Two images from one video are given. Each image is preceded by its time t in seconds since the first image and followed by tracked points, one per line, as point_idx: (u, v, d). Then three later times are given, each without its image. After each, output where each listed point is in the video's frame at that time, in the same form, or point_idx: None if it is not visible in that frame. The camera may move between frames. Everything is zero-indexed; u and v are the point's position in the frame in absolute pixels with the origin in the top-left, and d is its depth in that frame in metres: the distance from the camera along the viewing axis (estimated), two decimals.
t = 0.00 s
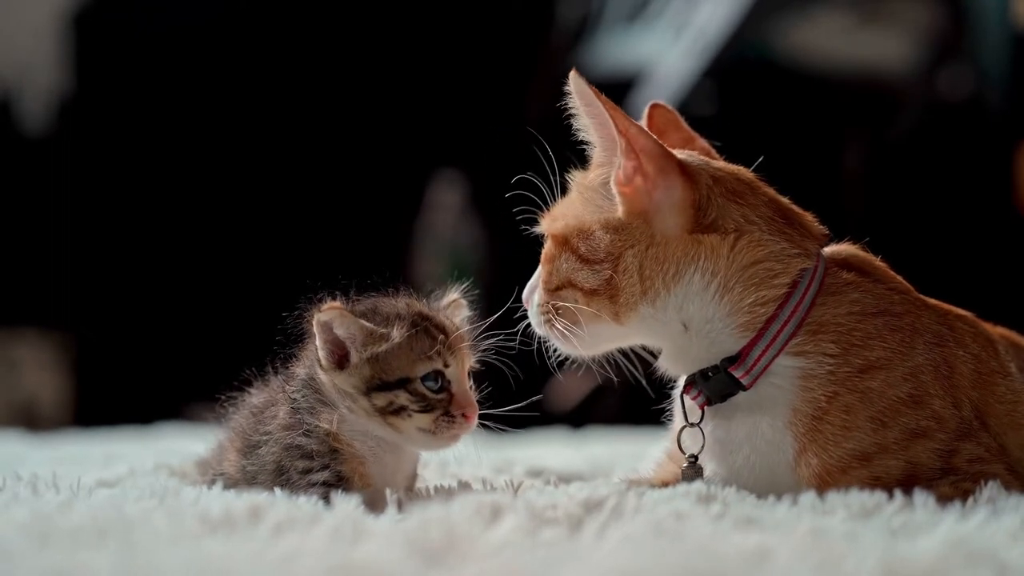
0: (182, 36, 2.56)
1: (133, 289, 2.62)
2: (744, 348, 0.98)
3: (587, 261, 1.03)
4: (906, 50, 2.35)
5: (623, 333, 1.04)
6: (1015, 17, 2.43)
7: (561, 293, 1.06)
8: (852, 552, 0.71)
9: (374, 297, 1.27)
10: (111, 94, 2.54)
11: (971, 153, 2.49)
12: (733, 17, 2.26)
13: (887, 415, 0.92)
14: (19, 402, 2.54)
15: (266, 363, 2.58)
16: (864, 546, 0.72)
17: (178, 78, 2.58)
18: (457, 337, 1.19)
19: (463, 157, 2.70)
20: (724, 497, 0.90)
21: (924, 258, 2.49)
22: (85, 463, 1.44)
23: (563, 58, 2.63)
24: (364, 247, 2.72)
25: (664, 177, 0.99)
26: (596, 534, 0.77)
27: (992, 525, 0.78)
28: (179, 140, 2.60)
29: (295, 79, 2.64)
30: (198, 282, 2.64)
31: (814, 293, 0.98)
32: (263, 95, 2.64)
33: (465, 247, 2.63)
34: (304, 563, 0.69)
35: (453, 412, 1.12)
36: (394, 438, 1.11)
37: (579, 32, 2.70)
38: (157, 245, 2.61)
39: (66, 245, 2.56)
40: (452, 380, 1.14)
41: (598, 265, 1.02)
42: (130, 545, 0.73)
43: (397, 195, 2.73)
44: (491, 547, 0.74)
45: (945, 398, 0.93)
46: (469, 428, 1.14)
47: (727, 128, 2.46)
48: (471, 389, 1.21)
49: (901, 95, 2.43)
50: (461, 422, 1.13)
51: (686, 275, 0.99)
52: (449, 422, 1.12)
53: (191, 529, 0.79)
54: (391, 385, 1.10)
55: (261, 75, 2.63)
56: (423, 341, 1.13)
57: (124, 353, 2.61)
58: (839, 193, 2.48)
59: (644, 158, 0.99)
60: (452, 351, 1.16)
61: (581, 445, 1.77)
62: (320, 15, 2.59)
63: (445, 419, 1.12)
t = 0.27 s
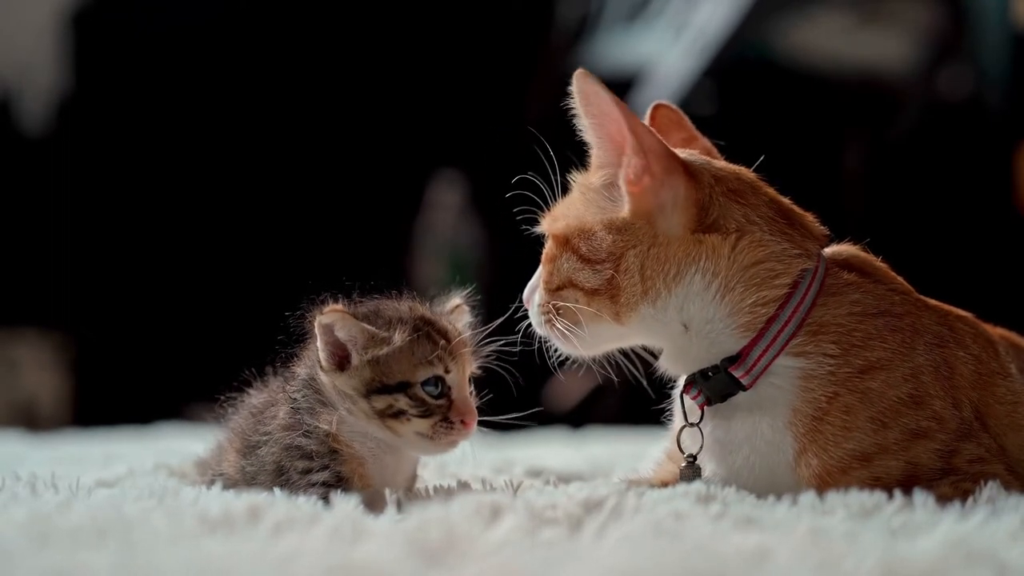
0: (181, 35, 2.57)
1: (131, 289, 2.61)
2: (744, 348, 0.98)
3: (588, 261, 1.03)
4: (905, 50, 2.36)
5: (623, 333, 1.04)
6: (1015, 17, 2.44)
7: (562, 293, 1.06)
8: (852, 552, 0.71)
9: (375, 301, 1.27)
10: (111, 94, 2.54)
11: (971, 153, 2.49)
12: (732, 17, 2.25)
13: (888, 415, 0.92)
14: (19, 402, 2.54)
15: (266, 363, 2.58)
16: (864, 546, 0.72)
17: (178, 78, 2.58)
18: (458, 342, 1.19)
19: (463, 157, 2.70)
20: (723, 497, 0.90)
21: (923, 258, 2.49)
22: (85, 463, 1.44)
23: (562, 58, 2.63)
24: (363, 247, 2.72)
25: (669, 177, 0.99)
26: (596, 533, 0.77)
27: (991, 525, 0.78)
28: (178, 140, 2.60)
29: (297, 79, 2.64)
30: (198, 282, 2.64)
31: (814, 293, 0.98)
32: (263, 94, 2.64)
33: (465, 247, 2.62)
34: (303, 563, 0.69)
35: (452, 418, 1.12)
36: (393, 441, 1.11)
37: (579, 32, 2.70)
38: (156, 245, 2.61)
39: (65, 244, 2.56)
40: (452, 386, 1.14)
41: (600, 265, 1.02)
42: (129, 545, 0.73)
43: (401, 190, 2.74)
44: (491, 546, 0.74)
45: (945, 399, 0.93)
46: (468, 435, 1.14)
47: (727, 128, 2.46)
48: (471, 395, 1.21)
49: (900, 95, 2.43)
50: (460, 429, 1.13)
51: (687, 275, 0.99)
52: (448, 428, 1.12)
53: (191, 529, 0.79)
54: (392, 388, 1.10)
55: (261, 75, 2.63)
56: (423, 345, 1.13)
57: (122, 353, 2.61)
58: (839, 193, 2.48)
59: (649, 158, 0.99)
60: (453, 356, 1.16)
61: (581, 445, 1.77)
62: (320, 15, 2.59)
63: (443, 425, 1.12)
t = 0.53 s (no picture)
0: (180, 34, 2.56)
1: (130, 289, 2.61)
2: (744, 347, 0.98)
3: (591, 263, 1.02)
4: (904, 49, 2.37)
5: (626, 335, 1.03)
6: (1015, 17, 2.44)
7: (565, 297, 1.05)
8: (852, 552, 0.71)
9: (383, 305, 1.28)
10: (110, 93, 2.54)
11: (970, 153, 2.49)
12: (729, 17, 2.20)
13: (888, 416, 0.92)
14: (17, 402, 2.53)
15: (264, 363, 2.58)
16: (865, 546, 0.72)
17: (178, 78, 2.59)
18: (463, 354, 1.19)
19: (463, 157, 2.70)
20: (723, 497, 0.90)
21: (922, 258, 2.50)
22: (85, 463, 1.44)
23: (562, 58, 2.63)
24: (363, 247, 2.72)
25: (676, 177, 0.99)
26: (595, 534, 0.77)
27: (991, 525, 0.78)
28: (179, 140, 2.60)
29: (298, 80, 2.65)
30: (197, 281, 2.64)
31: (816, 294, 0.98)
32: (263, 95, 2.64)
33: (463, 244, 2.61)
34: (302, 562, 0.70)
35: (448, 431, 1.13)
36: (391, 447, 1.12)
37: (579, 32, 2.70)
38: (156, 244, 2.61)
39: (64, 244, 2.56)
40: (452, 400, 1.15)
41: (603, 266, 1.01)
42: (129, 544, 0.73)
43: (399, 192, 2.74)
44: (490, 546, 0.73)
45: (945, 399, 0.93)
46: (464, 449, 1.15)
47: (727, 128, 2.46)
48: (471, 409, 1.21)
49: (899, 96, 2.44)
50: (456, 443, 1.13)
51: (688, 274, 0.99)
52: (442, 441, 1.12)
53: (191, 528, 0.79)
54: (390, 398, 1.12)
55: (261, 75, 2.63)
56: (425, 357, 1.13)
57: (121, 353, 2.61)
58: (839, 194, 2.49)
59: (660, 157, 0.98)
60: (455, 370, 1.16)
61: (580, 445, 1.77)
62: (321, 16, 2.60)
63: (439, 438, 1.13)
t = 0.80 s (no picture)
0: (180, 34, 2.56)
1: (130, 289, 2.60)
2: (748, 351, 0.97)
3: (616, 286, 0.96)
4: (904, 49, 2.37)
5: (649, 354, 0.98)
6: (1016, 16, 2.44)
7: (589, 326, 0.98)
8: (852, 552, 0.71)
9: (390, 307, 1.29)
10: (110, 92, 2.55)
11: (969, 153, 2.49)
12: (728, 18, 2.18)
13: (888, 417, 0.92)
14: (17, 402, 2.53)
15: (264, 363, 2.58)
16: (864, 545, 0.73)
17: (178, 78, 2.59)
18: (465, 361, 1.18)
19: (463, 157, 2.70)
20: (723, 497, 0.90)
21: (922, 258, 2.50)
22: (85, 463, 1.44)
23: (561, 59, 2.63)
24: (363, 247, 2.71)
25: (695, 178, 0.96)
26: (595, 534, 0.77)
27: (992, 525, 0.78)
28: (179, 140, 2.60)
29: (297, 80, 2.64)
30: (197, 282, 2.64)
31: (818, 295, 0.98)
32: (263, 95, 2.64)
33: (463, 243, 2.60)
34: (302, 562, 0.70)
35: (447, 438, 1.13)
36: (390, 451, 1.13)
37: (579, 31, 2.69)
38: (156, 245, 2.61)
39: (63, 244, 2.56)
40: (452, 407, 1.15)
41: (632, 286, 0.95)
42: (128, 545, 0.73)
43: (398, 196, 2.73)
44: (489, 547, 0.74)
45: (945, 400, 0.93)
46: (463, 455, 1.15)
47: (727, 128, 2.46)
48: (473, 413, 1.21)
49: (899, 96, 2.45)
50: (454, 450, 1.14)
51: (712, 282, 0.96)
52: (441, 448, 1.13)
53: (191, 529, 0.78)
54: (389, 403, 1.12)
55: (261, 74, 2.63)
56: (426, 363, 1.14)
57: (122, 353, 2.61)
58: (839, 194, 2.49)
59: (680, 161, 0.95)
60: (456, 377, 1.16)
61: (580, 445, 1.77)
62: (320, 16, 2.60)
63: (438, 443, 1.13)
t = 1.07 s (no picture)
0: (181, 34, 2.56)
1: (130, 289, 2.60)
2: (767, 361, 0.92)
3: (675, 295, 0.87)
4: (904, 49, 2.36)
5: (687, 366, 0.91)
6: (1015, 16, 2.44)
7: (635, 339, 0.88)
8: (852, 551, 0.71)
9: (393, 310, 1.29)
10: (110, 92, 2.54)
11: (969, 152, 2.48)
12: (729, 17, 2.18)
13: (892, 423, 0.90)
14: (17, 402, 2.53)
15: (263, 363, 2.58)
16: (864, 545, 0.73)
17: (179, 79, 2.59)
18: (464, 368, 1.19)
19: (462, 157, 2.70)
20: (723, 497, 0.90)
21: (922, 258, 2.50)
22: (85, 463, 1.44)
23: (561, 59, 2.63)
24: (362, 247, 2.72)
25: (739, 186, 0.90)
26: (595, 534, 0.77)
27: (992, 526, 0.78)
28: (179, 140, 2.61)
29: (297, 80, 2.64)
30: (197, 282, 2.64)
31: (830, 301, 0.94)
32: (263, 95, 2.64)
33: (463, 243, 2.60)
34: (302, 561, 0.70)
35: (443, 444, 1.13)
36: (387, 454, 1.13)
37: (579, 31, 2.69)
38: (156, 245, 2.61)
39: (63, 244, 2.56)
40: (449, 413, 1.15)
41: (691, 296, 0.87)
42: (129, 544, 0.74)
43: (398, 197, 2.73)
44: (489, 547, 0.73)
45: (947, 404, 0.91)
46: (459, 462, 1.14)
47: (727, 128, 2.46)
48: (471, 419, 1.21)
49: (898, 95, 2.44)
50: (450, 456, 1.13)
51: (758, 288, 0.90)
52: (437, 453, 1.13)
53: (191, 529, 0.79)
54: (387, 407, 1.13)
55: (261, 74, 2.62)
56: (423, 368, 1.14)
57: (121, 353, 2.61)
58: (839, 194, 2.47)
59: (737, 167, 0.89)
60: (455, 384, 1.16)
61: (580, 445, 1.77)
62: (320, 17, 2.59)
63: (433, 449, 1.13)
